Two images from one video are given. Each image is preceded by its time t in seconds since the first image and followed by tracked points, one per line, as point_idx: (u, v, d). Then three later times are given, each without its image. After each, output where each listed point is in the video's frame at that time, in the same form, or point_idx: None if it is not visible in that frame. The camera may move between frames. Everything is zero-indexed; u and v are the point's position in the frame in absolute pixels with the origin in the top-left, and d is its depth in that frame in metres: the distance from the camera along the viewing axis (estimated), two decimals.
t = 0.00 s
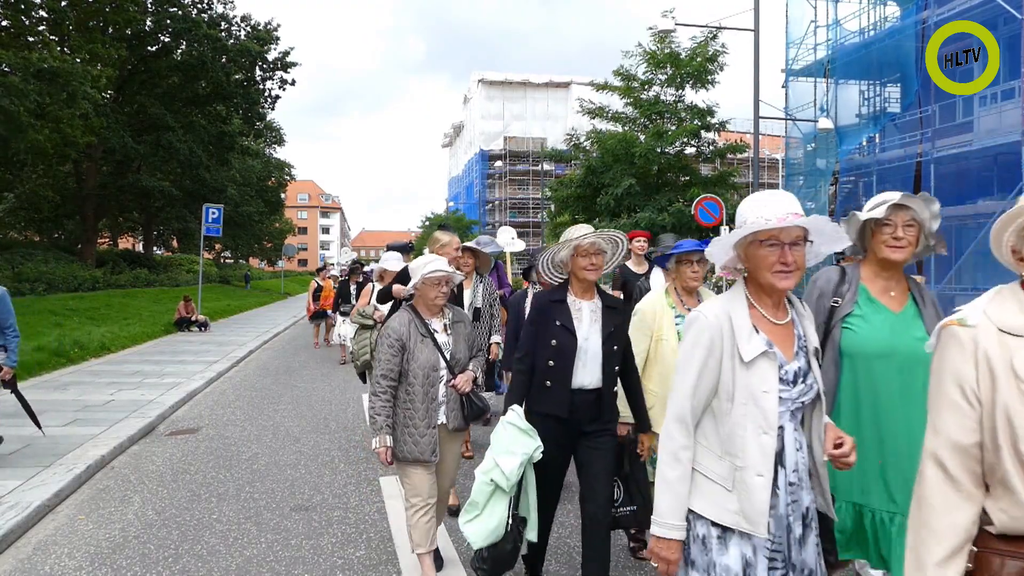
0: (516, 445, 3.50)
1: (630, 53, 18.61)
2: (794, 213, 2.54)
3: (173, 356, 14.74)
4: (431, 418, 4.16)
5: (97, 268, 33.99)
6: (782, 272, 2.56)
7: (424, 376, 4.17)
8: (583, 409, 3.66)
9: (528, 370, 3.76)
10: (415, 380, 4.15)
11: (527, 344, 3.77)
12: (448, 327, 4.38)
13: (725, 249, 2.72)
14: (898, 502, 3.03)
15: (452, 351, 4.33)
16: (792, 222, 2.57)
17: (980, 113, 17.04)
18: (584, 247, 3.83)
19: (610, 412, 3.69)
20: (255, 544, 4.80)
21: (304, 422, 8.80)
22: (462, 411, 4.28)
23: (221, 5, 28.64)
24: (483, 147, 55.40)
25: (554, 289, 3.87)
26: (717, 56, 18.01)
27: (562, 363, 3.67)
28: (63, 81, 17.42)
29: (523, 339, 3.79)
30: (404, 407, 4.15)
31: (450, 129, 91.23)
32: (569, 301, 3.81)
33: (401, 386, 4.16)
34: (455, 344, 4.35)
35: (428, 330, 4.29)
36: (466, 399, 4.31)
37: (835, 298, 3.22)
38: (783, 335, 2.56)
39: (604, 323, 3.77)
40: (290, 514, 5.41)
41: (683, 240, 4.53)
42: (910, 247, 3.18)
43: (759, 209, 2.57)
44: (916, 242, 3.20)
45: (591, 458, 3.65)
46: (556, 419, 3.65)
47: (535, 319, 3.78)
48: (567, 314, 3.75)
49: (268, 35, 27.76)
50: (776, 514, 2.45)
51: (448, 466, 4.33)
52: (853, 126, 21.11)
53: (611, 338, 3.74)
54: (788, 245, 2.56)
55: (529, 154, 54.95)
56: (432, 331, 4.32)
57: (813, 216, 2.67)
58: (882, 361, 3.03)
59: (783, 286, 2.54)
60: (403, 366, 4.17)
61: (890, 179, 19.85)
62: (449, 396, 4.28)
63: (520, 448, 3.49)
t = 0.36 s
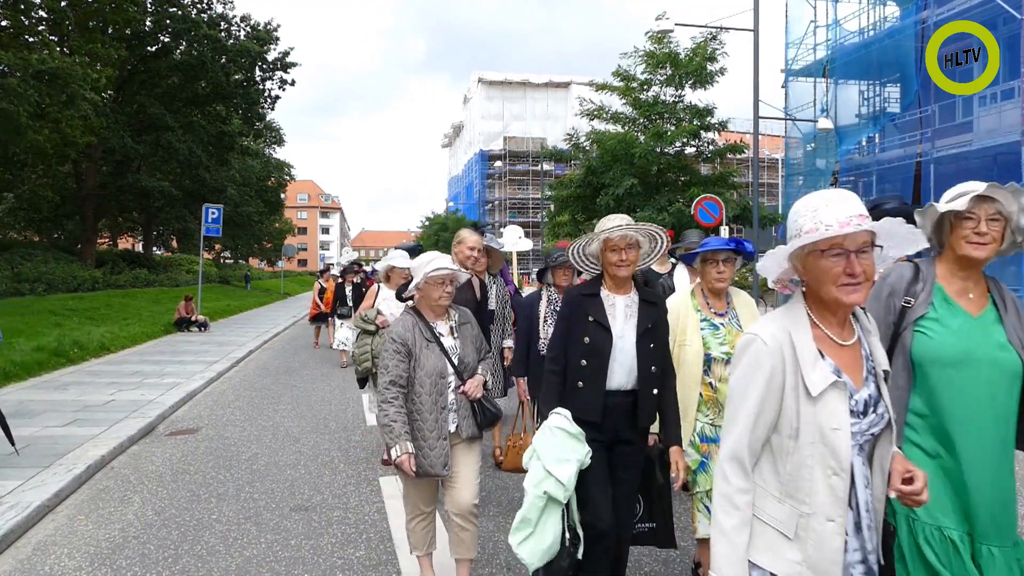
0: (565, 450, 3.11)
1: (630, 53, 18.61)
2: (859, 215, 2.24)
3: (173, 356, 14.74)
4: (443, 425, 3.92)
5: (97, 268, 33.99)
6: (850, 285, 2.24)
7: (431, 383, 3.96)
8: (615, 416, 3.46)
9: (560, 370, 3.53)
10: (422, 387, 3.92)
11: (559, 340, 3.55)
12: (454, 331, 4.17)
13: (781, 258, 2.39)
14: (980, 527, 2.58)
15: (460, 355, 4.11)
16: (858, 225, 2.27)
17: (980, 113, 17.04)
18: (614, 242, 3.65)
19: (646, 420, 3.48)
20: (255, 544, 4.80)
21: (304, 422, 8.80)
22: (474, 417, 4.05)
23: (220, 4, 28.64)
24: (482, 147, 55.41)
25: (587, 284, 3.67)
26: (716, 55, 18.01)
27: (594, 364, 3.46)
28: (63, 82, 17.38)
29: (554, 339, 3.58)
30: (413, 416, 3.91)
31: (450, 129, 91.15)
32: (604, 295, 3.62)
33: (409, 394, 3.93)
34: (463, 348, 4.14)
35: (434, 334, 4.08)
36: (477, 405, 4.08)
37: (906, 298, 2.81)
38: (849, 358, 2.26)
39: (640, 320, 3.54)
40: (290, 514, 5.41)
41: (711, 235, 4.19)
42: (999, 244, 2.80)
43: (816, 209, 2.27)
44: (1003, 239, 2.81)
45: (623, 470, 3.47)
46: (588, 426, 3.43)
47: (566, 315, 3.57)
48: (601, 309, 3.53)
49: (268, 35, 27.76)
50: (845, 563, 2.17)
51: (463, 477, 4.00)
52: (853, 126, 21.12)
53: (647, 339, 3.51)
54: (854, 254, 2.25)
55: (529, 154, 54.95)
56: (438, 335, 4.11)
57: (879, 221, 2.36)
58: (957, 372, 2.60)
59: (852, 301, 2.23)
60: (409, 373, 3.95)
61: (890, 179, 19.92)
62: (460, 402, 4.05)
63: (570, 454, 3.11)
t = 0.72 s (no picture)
0: (592, 496, 2.95)
1: (630, 53, 18.61)
2: (939, 189, 2.00)
3: (173, 356, 14.74)
4: (461, 442, 3.59)
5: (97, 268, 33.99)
6: (928, 272, 2.02)
7: (453, 392, 3.64)
8: (658, 439, 3.24)
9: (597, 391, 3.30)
10: (442, 398, 3.61)
11: (593, 359, 3.31)
12: (483, 337, 3.83)
13: (847, 241, 2.17)
14: None
15: (485, 365, 3.77)
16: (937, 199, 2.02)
17: (980, 113, 17.05)
18: (651, 246, 3.41)
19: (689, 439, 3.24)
20: (255, 545, 4.80)
21: (304, 422, 8.80)
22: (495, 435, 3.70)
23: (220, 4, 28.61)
24: (482, 147, 55.44)
25: (620, 292, 3.41)
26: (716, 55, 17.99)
27: (634, 384, 3.23)
28: (62, 82, 17.34)
29: (588, 354, 3.32)
30: (429, 429, 3.61)
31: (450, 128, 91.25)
32: (640, 306, 3.39)
33: (426, 404, 3.63)
34: (490, 356, 3.80)
35: (459, 339, 3.75)
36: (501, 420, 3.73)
37: (989, 303, 2.54)
38: (928, 356, 2.07)
39: (681, 330, 3.30)
40: (290, 514, 5.42)
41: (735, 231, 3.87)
42: None
43: (893, 179, 2.03)
44: None
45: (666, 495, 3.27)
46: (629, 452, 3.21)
47: (598, 332, 3.31)
48: (637, 322, 3.27)
49: (268, 35, 27.75)
50: None
51: (477, 497, 3.65)
52: (853, 126, 21.11)
53: (690, 350, 3.27)
54: (935, 234, 2.01)
55: (529, 154, 54.99)
56: (464, 340, 3.78)
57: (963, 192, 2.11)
58: None
59: (930, 290, 2.01)
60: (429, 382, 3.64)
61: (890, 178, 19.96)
62: (481, 417, 3.71)
63: (598, 498, 2.95)
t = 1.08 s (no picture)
0: (638, 513, 2.53)
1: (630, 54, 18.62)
2: None
3: (173, 356, 14.74)
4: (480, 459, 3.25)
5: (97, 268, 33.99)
6: None
7: (472, 404, 3.25)
8: (705, 452, 2.95)
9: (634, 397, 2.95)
10: (460, 410, 3.23)
11: (630, 364, 2.94)
12: (505, 340, 3.44)
13: (954, 246, 1.82)
14: None
15: (510, 373, 3.39)
16: None
17: (980, 113, 17.05)
18: (702, 234, 3.09)
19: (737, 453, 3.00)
20: (255, 545, 4.80)
21: (304, 422, 8.81)
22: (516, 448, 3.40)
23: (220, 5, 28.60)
24: (483, 147, 55.49)
25: (663, 289, 3.05)
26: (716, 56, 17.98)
27: (679, 394, 2.90)
28: (62, 82, 17.33)
29: (621, 362, 2.97)
30: (443, 443, 3.25)
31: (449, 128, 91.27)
32: (684, 304, 3.06)
33: (440, 416, 3.26)
34: (514, 363, 3.43)
35: (481, 344, 3.34)
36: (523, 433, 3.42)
37: None
38: None
39: (731, 333, 3.01)
40: (290, 514, 5.42)
41: (779, 231, 3.68)
42: None
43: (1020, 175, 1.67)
44: None
45: (710, 512, 2.96)
46: (672, 467, 2.92)
47: (640, 336, 2.95)
48: (684, 323, 2.93)
49: (268, 36, 27.75)
50: None
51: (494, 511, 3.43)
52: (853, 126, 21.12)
53: (740, 355, 3.00)
54: None
55: (529, 154, 55.04)
56: (486, 345, 3.38)
57: None
58: None
59: None
60: (444, 392, 3.26)
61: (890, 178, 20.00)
62: (502, 429, 3.38)
63: (644, 516, 2.53)
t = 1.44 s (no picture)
0: (689, 551, 2.23)
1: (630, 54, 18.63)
2: None
3: (173, 356, 14.75)
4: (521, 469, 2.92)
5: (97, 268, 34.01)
6: None
7: (505, 413, 2.94)
8: (790, 485, 2.56)
9: (700, 413, 2.53)
10: (491, 420, 2.92)
11: (700, 372, 2.51)
12: (529, 343, 3.15)
13: None
14: None
15: (537, 376, 3.10)
16: None
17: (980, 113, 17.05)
18: (789, 230, 2.62)
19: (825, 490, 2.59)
20: (255, 545, 4.80)
21: (304, 422, 8.82)
22: (555, 455, 3.08)
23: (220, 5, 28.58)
24: (482, 147, 55.51)
25: (738, 290, 2.60)
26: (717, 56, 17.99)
27: (760, 413, 2.47)
28: (62, 82, 17.34)
29: (692, 371, 2.52)
30: (479, 456, 2.92)
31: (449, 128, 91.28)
32: (765, 311, 2.62)
33: (470, 429, 2.95)
34: (542, 365, 3.14)
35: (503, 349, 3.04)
36: (560, 439, 3.10)
37: None
38: None
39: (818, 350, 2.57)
40: (290, 514, 5.42)
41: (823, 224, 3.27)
42: None
43: None
44: None
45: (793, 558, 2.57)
46: (749, 500, 2.54)
47: (714, 337, 2.51)
48: (764, 330, 2.50)
49: (268, 36, 27.74)
50: None
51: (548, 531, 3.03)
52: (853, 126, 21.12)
53: (829, 379, 2.57)
54: None
55: (529, 154, 55.08)
56: (510, 349, 3.09)
57: None
58: None
59: None
60: (471, 404, 2.95)
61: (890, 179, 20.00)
62: (538, 438, 3.05)
63: (697, 555, 2.24)
